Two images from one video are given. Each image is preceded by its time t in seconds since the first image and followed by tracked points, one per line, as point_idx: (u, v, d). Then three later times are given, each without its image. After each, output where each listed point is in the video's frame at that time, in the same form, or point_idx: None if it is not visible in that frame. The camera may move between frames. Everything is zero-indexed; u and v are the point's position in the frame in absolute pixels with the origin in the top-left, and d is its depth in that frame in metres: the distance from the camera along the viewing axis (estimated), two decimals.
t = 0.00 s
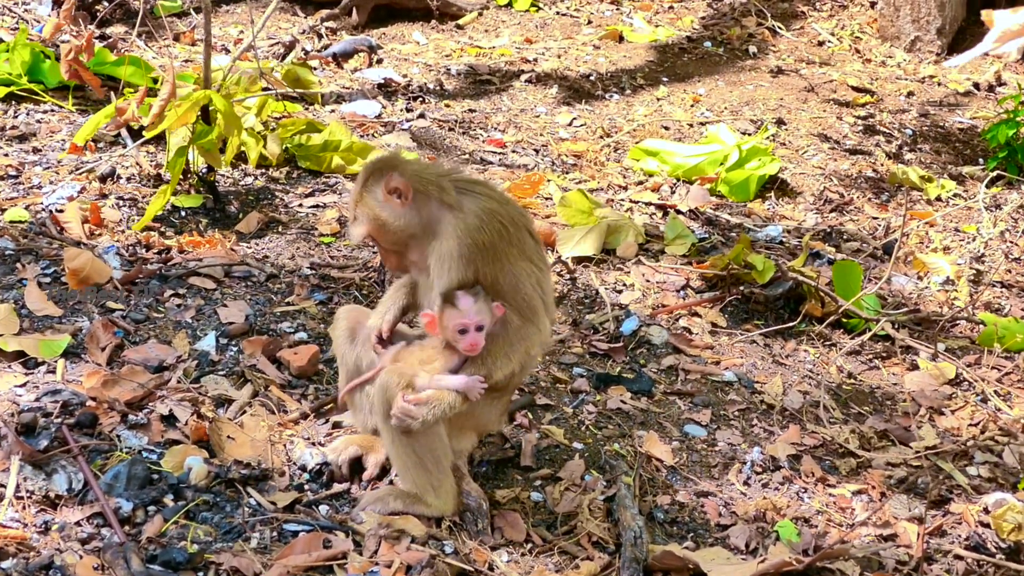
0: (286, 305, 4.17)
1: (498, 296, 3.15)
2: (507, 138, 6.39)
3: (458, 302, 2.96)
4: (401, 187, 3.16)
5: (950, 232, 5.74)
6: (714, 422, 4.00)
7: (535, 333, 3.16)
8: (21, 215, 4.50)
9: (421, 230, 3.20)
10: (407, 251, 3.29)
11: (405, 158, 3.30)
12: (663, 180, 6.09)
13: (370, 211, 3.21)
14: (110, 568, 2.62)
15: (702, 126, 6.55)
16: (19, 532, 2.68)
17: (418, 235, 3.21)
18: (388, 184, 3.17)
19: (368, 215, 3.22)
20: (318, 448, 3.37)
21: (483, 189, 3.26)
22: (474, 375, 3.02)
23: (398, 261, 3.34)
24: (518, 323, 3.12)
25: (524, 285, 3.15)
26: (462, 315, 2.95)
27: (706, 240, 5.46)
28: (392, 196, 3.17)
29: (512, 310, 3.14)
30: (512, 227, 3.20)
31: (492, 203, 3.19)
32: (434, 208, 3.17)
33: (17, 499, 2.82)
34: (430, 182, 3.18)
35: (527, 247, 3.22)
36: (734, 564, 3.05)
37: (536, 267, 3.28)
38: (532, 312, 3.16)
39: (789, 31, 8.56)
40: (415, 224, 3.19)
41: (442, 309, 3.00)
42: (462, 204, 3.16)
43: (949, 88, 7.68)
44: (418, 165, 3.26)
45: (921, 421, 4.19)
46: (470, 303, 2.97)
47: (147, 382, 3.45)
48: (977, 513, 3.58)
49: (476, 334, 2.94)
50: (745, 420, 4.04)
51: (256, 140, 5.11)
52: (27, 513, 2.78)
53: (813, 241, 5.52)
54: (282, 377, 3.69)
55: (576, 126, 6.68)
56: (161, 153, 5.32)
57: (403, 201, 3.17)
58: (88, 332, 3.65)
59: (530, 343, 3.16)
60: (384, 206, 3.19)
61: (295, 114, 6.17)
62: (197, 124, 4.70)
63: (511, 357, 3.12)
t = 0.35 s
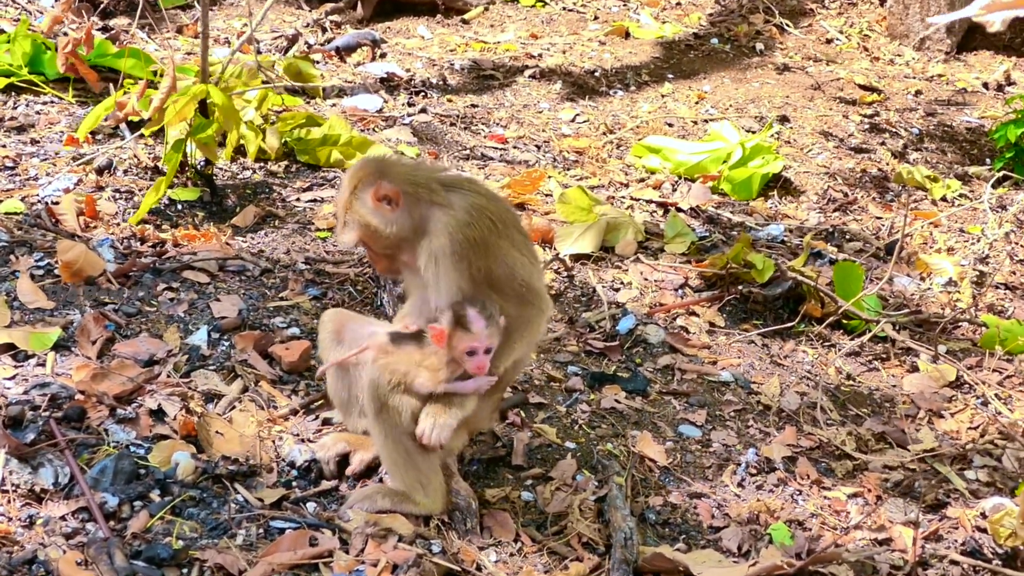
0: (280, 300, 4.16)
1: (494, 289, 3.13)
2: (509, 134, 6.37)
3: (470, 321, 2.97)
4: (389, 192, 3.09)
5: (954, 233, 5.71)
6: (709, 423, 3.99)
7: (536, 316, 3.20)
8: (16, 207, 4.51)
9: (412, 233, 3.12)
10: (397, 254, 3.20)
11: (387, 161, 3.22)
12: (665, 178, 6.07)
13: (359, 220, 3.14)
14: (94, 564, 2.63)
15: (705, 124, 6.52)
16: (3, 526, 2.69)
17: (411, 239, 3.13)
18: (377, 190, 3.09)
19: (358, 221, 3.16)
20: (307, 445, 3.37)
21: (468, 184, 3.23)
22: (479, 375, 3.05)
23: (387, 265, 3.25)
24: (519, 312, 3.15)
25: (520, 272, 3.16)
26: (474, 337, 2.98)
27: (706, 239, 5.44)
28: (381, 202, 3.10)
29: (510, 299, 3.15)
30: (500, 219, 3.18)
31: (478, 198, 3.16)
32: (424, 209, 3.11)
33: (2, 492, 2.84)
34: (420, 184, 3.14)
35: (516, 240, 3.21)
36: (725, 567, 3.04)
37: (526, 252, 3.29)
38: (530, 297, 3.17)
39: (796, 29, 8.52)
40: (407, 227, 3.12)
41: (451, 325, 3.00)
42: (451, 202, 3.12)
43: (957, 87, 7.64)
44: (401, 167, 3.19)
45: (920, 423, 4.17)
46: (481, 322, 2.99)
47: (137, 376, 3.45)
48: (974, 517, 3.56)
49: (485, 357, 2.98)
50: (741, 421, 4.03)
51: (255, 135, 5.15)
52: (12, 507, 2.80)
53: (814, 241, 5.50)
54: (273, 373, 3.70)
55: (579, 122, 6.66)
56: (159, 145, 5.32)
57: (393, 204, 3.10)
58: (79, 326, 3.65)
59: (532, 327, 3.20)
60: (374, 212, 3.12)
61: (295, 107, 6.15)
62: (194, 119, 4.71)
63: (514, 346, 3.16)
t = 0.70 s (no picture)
0: (297, 294, 4.16)
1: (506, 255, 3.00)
2: (533, 130, 6.34)
3: (483, 327, 2.93)
4: (382, 194, 3.03)
5: (980, 234, 5.62)
6: (725, 422, 3.95)
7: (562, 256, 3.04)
8: (36, 198, 4.55)
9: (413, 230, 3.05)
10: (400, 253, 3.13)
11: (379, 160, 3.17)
12: (688, 176, 6.03)
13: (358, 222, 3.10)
14: (102, 556, 2.66)
15: (731, 122, 6.47)
16: (11, 517, 2.73)
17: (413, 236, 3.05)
18: (369, 194, 3.03)
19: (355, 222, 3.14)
20: (319, 439, 3.37)
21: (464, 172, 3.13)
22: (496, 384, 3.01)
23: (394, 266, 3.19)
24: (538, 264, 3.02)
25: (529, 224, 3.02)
26: (488, 344, 2.93)
27: (728, 237, 5.38)
28: (376, 203, 3.05)
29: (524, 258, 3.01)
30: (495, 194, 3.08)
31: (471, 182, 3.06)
32: (421, 203, 3.04)
33: (12, 483, 2.87)
34: (413, 180, 3.06)
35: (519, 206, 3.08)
36: (735, 569, 3.00)
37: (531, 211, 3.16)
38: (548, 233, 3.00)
39: (827, 27, 8.42)
40: (408, 224, 3.03)
41: (465, 332, 2.93)
42: (447, 190, 3.02)
43: (988, 87, 7.52)
44: (391, 165, 3.12)
45: (939, 426, 4.11)
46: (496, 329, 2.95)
47: (150, 368, 3.47)
48: (991, 522, 3.50)
49: (502, 361, 2.93)
50: (757, 421, 3.98)
51: (277, 128, 5.13)
52: (21, 498, 2.83)
53: (837, 240, 5.43)
54: (287, 366, 3.70)
55: (604, 119, 6.62)
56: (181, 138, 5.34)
57: (388, 203, 3.04)
58: (95, 317, 3.67)
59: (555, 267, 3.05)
60: (370, 215, 3.06)
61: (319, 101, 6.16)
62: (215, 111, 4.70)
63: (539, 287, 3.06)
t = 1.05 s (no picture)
0: (302, 293, 4.17)
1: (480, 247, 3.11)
2: (541, 127, 6.33)
3: (514, 338, 3.18)
4: (373, 187, 3.19)
5: (987, 228, 5.59)
6: (730, 418, 3.94)
7: (529, 273, 3.15)
8: (42, 199, 4.57)
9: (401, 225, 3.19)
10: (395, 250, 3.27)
11: (374, 163, 3.35)
12: (697, 172, 6.01)
13: (352, 218, 3.24)
14: (103, 556, 2.67)
15: (740, 117, 6.45)
16: (14, 518, 2.74)
17: (399, 228, 3.20)
18: (361, 189, 3.20)
19: (349, 220, 3.25)
20: (322, 438, 3.39)
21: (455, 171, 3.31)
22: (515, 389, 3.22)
23: (389, 264, 3.34)
24: (502, 278, 3.10)
25: (501, 230, 3.14)
26: (519, 353, 3.13)
27: (735, 233, 5.37)
28: (370, 198, 3.21)
29: (492, 251, 3.12)
30: (484, 191, 3.22)
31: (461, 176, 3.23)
32: (412, 195, 3.18)
33: (15, 484, 2.89)
34: (408, 174, 3.24)
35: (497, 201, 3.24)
36: (738, 564, 3.00)
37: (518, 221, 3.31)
38: (516, 245, 3.13)
39: (838, 22, 8.39)
40: (400, 219, 3.19)
41: (495, 341, 3.13)
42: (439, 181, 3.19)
43: (998, 82, 7.48)
44: (386, 165, 3.28)
45: (944, 420, 4.10)
46: (524, 339, 3.19)
47: (154, 368, 3.48)
48: (995, 515, 3.49)
49: (528, 372, 3.12)
50: (762, 416, 3.98)
51: (285, 126, 5.13)
52: (24, 499, 2.84)
53: (844, 235, 5.42)
54: (292, 365, 3.70)
55: (613, 115, 6.61)
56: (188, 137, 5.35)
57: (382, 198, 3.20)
58: (99, 317, 3.69)
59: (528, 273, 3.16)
60: (364, 212, 3.23)
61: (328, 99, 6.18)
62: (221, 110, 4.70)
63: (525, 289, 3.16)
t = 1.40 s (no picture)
0: (301, 291, 4.18)
1: (487, 238, 3.07)
2: (541, 124, 6.34)
3: (506, 336, 3.14)
4: (374, 201, 3.18)
5: (986, 223, 5.60)
6: (728, 413, 3.95)
7: (539, 253, 3.11)
8: (42, 198, 4.57)
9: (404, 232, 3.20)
10: (400, 258, 3.29)
11: (366, 178, 3.34)
12: (696, 168, 6.01)
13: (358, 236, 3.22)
14: (102, 553, 2.68)
15: (739, 113, 6.45)
16: (13, 516, 2.76)
17: (404, 237, 3.21)
18: (363, 204, 3.19)
19: (353, 236, 3.24)
20: (321, 435, 3.40)
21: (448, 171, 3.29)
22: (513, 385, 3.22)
23: (392, 275, 3.36)
24: (513, 261, 3.07)
25: (502, 219, 3.11)
26: (510, 352, 3.14)
27: (734, 229, 5.37)
28: (371, 210, 3.20)
29: (502, 238, 3.08)
30: (477, 186, 3.18)
31: (455, 173, 3.19)
32: (412, 201, 3.17)
33: (14, 482, 2.90)
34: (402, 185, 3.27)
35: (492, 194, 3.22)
36: (736, 559, 3.02)
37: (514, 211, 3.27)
38: (521, 228, 3.11)
39: (838, 18, 8.40)
40: (404, 228, 3.21)
41: (486, 340, 3.13)
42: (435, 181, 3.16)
43: (998, 77, 7.48)
44: (381, 178, 3.31)
45: (942, 415, 4.11)
46: (517, 338, 3.17)
47: (154, 366, 3.49)
48: (992, 509, 3.51)
49: (521, 369, 3.15)
50: (760, 412, 3.99)
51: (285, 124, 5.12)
52: (24, 497, 2.86)
53: (843, 231, 5.42)
54: (291, 363, 3.72)
55: (612, 113, 6.61)
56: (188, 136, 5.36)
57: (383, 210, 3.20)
58: (99, 316, 3.70)
59: (538, 257, 3.12)
60: (367, 224, 3.22)
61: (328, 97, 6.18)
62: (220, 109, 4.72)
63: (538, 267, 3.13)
